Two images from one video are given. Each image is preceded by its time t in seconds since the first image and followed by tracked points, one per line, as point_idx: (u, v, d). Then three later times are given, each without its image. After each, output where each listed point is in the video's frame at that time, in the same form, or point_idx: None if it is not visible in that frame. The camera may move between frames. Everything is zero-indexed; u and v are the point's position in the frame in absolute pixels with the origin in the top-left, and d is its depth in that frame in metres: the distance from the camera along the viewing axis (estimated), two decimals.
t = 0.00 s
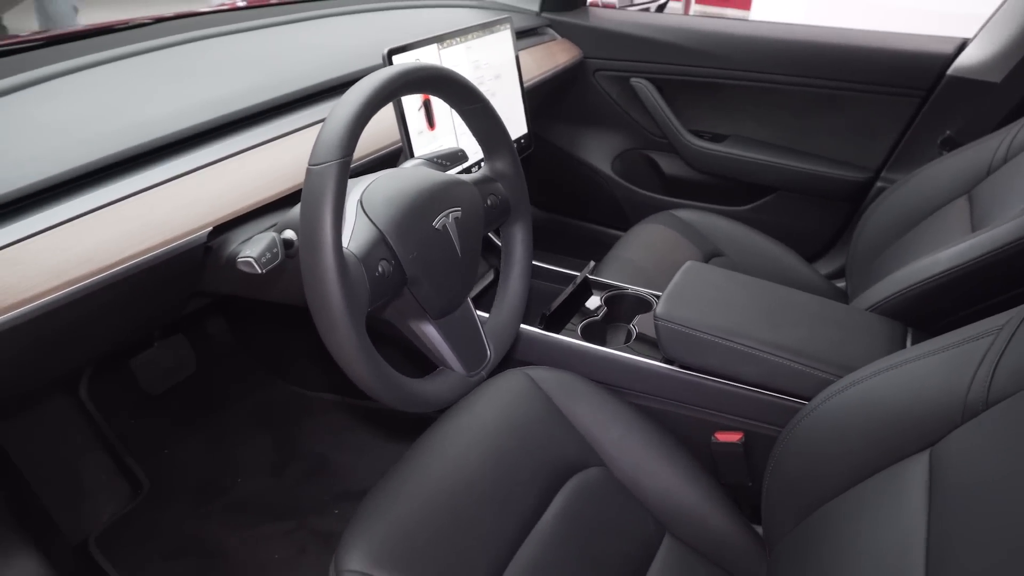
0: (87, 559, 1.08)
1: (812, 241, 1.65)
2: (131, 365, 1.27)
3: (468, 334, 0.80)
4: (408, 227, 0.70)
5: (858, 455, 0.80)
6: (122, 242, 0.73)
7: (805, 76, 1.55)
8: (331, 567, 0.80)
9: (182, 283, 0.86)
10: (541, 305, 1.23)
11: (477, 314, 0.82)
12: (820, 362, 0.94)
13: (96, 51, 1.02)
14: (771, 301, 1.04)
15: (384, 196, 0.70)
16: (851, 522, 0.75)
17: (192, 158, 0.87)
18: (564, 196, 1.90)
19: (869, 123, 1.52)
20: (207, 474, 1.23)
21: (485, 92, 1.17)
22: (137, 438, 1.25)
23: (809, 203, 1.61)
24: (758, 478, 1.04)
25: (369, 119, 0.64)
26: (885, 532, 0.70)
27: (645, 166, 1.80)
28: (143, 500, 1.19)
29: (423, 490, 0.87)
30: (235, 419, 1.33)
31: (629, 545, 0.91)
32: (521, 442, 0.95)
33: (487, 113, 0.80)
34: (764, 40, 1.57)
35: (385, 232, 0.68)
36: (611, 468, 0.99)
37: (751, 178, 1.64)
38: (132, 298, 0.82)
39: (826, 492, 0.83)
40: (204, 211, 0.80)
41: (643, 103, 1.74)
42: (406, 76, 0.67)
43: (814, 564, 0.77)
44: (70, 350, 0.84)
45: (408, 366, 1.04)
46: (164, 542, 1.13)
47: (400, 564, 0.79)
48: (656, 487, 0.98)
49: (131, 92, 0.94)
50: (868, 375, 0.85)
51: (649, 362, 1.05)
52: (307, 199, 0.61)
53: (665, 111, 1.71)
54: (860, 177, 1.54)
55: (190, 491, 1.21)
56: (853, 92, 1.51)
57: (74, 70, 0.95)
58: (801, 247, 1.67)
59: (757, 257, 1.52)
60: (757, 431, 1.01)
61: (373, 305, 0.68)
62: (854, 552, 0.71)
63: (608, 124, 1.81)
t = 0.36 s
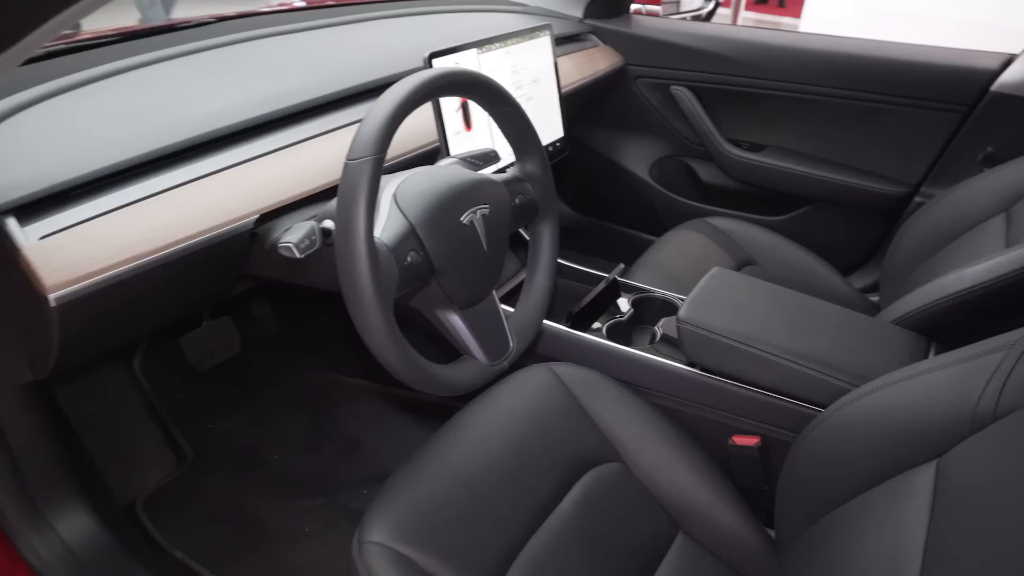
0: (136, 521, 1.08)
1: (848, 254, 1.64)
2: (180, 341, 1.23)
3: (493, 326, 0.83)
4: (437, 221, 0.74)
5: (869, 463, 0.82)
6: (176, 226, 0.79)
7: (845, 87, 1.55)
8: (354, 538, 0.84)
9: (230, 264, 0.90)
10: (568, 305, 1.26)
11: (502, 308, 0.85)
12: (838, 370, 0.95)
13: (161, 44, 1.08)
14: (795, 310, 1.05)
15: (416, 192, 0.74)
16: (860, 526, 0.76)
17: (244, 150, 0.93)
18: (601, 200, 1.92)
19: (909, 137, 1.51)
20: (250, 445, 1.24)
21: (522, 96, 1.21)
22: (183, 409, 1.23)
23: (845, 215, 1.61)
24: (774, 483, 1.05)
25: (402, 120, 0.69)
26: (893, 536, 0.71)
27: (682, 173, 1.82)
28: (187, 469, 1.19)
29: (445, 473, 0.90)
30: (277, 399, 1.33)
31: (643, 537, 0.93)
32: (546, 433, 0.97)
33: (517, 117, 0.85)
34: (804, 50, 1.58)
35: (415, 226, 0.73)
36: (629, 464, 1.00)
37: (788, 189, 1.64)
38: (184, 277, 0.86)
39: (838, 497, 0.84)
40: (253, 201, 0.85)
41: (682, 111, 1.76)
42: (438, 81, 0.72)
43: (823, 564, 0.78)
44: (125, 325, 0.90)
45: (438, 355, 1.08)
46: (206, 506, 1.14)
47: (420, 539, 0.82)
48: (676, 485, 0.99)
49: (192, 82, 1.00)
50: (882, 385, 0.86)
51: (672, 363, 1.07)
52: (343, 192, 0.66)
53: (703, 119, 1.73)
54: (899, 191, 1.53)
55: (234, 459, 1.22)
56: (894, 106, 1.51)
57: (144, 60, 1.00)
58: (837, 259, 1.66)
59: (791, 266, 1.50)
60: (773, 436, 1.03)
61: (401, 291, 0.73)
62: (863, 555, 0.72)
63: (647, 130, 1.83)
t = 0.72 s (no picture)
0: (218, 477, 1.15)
1: (931, 269, 1.59)
2: (265, 315, 1.31)
3: (557, 313, 0.86)
4: (508, 208, 0.78)
5: (934, 474, 0.80)
6: (270, 203, 0.86)
7: (937, 97, 1.50)
8: (415, 505, 0.87)
9: (315, 243, 0.95)
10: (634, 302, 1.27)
11: (567, 296, 0.87)
12: (906, 382, 0.94)
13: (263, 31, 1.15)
14: (867, 318, 1.03)
15: (490, 179, 0.78)
16: (919, 537, 0.75)
17: (337, 134, 0.98)
18: (675, 203, 1.91)
19: (1005, 150, 1.45)
20: (322, 417, 1.31)
21: (599, 95, 1.23)
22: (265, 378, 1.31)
23: (931, 229, 1.56)
24: (834, 492, 1.04)
25: (478, 112, 0.74)
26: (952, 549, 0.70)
27: (760, 179, 1.80)
28: (267, 435, 1.25)
29: (505, 452, 0.92)
30: (351, 375, 1.39)
31: (695, 533, 0.94)
32: (605, 422, 0.99)
33: (591, 112, 0.88)
34: (895, 57, 1.54)
35: (487, 211, 0.77)
36: (686, 461, 1.01)
37: (870, 199, 1.60)
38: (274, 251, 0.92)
39: (899, 508, 0.82)
40: (341, 185, 0.91)
41: (763, 116, 1.74)
42: (511, 77, 0.77)
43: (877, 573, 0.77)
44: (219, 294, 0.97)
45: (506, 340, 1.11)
46: (282, 469, 1.20)
47: (478, 512, 0.85)
48: (731, 485, 0.99)
49: (290, 70, 1.06)
50: (953, 397, 0.84)
51: (736, 365, 1.07)
52: (422, 176, 0.71)
53: (785, 125, 1.70)
54: (990, 207, 1.47)
55: (308, 429, 1.28)
56: (990, 117, 1.45)
57: (248, 51, 1.08)
58: (919, 274, 1.61)
59: (869, 277, 1.46)
60: (836, 444, 1.01)
61: (471, 272, 0.77)
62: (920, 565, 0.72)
63: (726, 134, 1.81)
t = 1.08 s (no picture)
0: (317, 440, 1.23)
1: None
2: (371, 291, 1.37)
3: (661, 307, 0.86)
4: (622, 200, 0.79)
5: None
6: (389, 183, 0.90)
7: None
8: (507, 485, 0.90)
9: (428, 223, 0.99)
10: (733, 306, 1.25)
11: (671, 293, 0.87)
12: None
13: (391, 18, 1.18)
14: (987, 339, 0.97)
15: (606, 171, 0.79)
16: None
17: (463, 118, 1.00)
18: (780, 210, 1.86)
19: None
20: (416, 394, 1.35)
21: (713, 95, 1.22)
22: (365, 352, 1.37)
23: None
24: (937, 519, 1.00)
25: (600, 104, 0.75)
26: None
27: (872, 190, 1.72)
28: (363, 406, 1.31)
29: (598, 441, 0.93)
30: (445, 356, 1.43)
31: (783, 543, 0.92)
32: (698, 421, 0.99)
33: (708, 111, 0.88)
34: None
35: (602, 201, 0.78)
36: (779, 470, 0.99)
37: (992, 218, 1.52)
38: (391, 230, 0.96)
39: (1011, 539, 0.78)
40: (455, 170, 0.94)
41: (881, 125, 1.67)
42: (633, 71, 0.78)
43: None
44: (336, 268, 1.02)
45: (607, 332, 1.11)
46: (376, 439, 1.25)
47: (568, 496, 0.87)
48: (827, 499, 0.96)
49: (416, 56, 1.10)
50: None
51: (840, 377, 1.04)
52: (543, 162, 0.73)
53: (904, 135, 1.63)
54: None
55: (402, 404, 1.33)
56: None
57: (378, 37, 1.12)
58: None
59: (988, 301, 1.38)
60: (942, 469, 0.97)
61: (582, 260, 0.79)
62: None
63: (838, 143, 1.75)
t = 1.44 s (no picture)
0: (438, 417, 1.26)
1: None
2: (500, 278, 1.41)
3: (814, 319, 0.83)
4: (786, 205, 0.76)
5: None
6: (541, 172, 0.91)
7: None
8: (637, 482, 0.89)
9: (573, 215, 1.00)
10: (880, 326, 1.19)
11: (826, 304, 0.84)
12: None
13: (545, 9, 1.18)
14: None
15: (771, 173, 0.77)
16: None
17: (625, 111, 0.99)
18: (925, 230, 1.75)
19: None
20: (535, 384, 1.36)
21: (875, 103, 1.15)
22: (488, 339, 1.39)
23: None
24: None
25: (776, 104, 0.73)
26: None
27: None
28: (483, 390, 1.33)
29: (732, 448, 0.90)
30: (564, 351, 1.44)
31: None
32: (837, 440, 0.94)
33: (880, 119, 0.84)
34: None
35: (767, 204, 0.76)
36: (925, 503, 0.93)
37: None
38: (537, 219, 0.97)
39: None
40: (606, 163, 0.94)
41: None
42: (809, 73, 0.75)
43: None
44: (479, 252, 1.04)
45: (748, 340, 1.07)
46: (495, 424, 1.27)
47: (701, 501, 0.85)
48: (974, 539, 0.91)
49: (572, 46, 1.10)
50: None
51: (1000, 412, 0.98)
52: (713, 160, 0.71)
53: None
54: None
55: (521, 393, 1.34)
56: None
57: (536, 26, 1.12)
58: None
59: None
60: None
61: (741, 262, 0.77)
62: None
63: (1000, 162, 1.63)
